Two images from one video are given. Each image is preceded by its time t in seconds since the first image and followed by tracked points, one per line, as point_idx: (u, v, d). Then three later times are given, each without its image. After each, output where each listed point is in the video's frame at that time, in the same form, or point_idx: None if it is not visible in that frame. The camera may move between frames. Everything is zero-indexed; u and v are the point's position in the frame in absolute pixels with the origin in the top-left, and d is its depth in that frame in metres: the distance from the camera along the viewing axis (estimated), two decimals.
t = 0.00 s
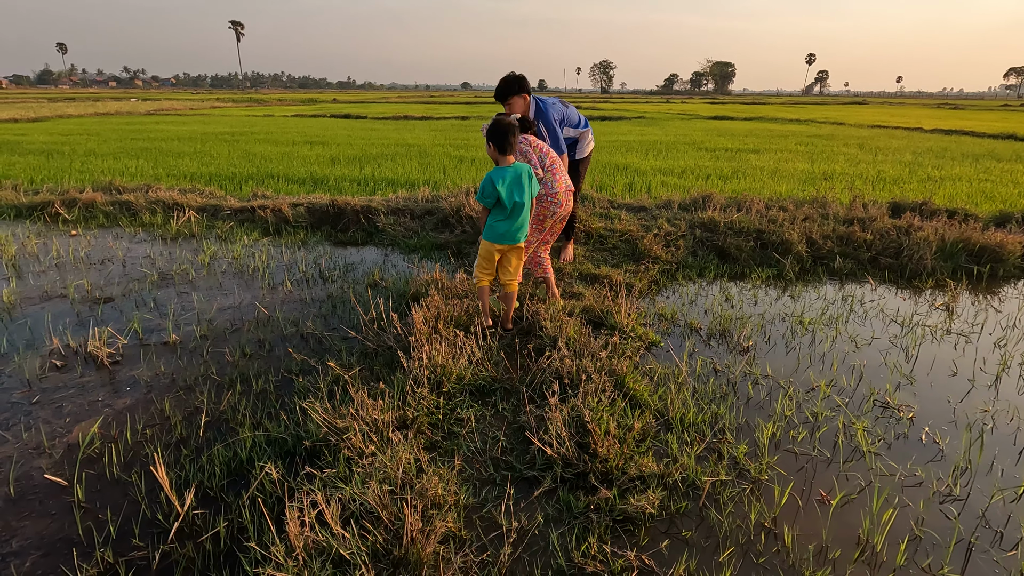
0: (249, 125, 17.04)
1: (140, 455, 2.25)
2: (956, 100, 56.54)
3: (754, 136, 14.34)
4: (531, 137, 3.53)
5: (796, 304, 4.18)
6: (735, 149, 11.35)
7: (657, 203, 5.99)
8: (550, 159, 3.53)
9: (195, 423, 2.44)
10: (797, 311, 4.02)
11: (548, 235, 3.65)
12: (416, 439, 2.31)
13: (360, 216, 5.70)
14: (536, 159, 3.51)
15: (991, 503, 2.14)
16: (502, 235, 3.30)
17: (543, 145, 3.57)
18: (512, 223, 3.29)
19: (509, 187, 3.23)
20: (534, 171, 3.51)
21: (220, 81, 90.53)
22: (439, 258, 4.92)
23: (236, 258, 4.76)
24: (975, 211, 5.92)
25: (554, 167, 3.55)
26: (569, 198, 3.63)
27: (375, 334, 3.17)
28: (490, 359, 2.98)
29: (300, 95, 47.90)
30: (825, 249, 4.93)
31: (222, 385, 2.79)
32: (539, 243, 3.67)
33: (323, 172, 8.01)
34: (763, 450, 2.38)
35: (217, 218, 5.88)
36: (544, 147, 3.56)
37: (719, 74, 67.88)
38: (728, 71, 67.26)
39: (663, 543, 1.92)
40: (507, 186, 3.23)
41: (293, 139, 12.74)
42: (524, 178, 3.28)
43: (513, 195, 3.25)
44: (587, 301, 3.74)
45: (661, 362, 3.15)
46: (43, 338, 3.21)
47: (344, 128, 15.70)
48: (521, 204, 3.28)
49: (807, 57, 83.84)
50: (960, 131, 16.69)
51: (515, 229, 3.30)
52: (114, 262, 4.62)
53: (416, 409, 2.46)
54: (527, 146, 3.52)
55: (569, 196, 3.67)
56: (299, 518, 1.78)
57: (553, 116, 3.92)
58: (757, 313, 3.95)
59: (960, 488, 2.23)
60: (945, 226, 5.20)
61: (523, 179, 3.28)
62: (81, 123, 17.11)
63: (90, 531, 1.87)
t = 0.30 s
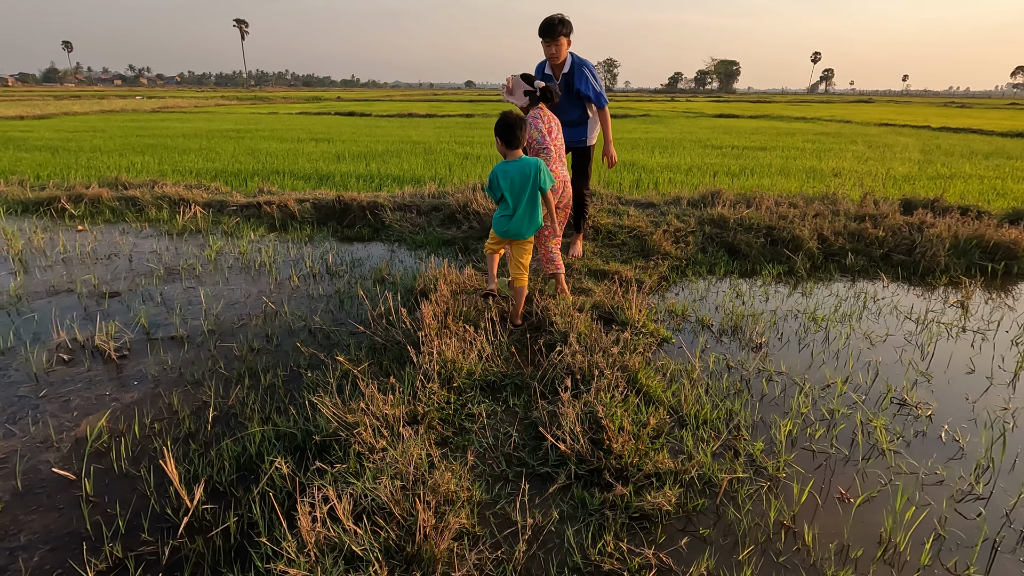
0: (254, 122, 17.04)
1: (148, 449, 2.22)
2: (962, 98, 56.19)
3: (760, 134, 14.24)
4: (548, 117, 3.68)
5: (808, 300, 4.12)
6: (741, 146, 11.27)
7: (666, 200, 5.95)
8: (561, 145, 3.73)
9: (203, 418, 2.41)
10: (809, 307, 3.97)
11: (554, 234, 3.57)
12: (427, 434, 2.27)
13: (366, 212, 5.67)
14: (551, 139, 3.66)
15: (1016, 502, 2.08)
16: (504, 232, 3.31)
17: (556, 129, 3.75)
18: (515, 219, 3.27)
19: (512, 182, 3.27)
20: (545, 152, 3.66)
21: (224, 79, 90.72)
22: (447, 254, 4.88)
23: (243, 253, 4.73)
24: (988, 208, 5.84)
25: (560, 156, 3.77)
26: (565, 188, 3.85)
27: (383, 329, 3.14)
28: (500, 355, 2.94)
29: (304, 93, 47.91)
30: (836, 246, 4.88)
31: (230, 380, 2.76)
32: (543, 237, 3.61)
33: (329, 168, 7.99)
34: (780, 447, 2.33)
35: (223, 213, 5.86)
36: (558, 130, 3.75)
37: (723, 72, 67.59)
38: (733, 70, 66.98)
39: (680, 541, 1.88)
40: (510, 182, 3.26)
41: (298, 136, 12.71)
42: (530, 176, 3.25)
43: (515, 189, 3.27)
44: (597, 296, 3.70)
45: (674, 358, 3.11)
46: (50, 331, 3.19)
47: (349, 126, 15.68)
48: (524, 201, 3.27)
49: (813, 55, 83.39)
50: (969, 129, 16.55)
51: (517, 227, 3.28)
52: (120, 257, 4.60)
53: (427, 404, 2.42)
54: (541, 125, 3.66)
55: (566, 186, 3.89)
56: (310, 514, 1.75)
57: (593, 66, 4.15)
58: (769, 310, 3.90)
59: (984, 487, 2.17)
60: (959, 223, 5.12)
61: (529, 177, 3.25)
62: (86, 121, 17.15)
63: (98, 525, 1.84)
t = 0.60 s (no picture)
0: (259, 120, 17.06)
1: (154, 447, 2.20)
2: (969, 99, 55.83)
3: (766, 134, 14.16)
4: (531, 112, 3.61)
5: (817, 301, 4.08)
6: (747, 146, 11.21)
7: (672, 198, 5.90)
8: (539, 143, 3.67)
9: (209, 416, 2.39)
10: (819, 308, 3.93)
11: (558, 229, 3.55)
12: (435, 433, 2.25)
13: (371, 209, 5.65)
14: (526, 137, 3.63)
15: None
16: (507, 230, 3.28)
17: (541, 124, 3.67)
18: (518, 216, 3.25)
19: (514, 179, 3.25)
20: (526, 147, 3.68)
21: (228, 77, 90.95)
22: (452, 251, 4.86)
23: (248, 250, 4.72)
24: (998, 209, 5.78)
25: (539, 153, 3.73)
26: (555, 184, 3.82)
27: (390, 327, 3.11)
28: (508, 354, 2.91)
29: (308, 92, 48.04)
30: (845, 246, 4.83)
31: (236, 377, 2.74)
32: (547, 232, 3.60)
33: (334, 166, 7.97)
34: (793, 449, 2.30)
35: (229, 210, 5.85)
36: (542, 125, 3.66)
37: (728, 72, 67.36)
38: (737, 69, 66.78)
39: (693, 544, 1.85)
40: (511, 179, 3.24)
41: (302, 133, 12.70)
42: (532, 173, 3.20)
43: (518, 186, 3.25)
44: (605, 296, 3.66)
45: (683, 358, 3.08)
46: (56, 328, 3.18)
47: (353, 124, 15.67)
48: (526, 199, 3.25)
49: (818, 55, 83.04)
50: (976, 129, 16.43)
51: (520, 224, 3.25)
52: (125, 254, 4.59)
53: (434, 403, 2.40)
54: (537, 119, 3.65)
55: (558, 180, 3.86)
56: (318, 513, 1.73)
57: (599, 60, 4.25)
58: (778, 310, 3.86)
59: (1001, 491, 2.13)
60: (970, 223, 5.07)
61: (530, 174, 3.20)
62: (92, 117, 17.20)
63: (104, 523, 1.82)
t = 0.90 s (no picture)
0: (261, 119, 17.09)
1: (150, 444, 2.20)
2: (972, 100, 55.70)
3: (769, 134, 14.12)
4: (520, 109, 3.62)
5: (818, 301, 4.06)
6: (749, 146, 11.17)
7: (673, 198, 5.89)
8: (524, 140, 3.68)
9: (206, 413, 2.39)
10: (819, 309, 3.91)
11: (556, 222, 3.56)
12: (431, 432, 2.24)
13: (371, 208, 5.65)
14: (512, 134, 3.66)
15: None
16: (502, 226, 3.33)
17: (530, 121, 3.66)
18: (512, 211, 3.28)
19: (506, 176, 3.26)
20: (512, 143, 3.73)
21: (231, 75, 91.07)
22: (452, 250, 4.85)
23: (248, 248, 4.72)
24: (1000, 210, 5.75)
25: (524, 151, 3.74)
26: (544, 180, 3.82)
27: (388, 326, 3.11)
28: (506, 353, 2.90)
29: (310, 91, 48.08)
30: (846, 247, 4.82)
31: (233, 375, 2.74)
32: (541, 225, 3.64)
33: (335, 164, 7.98)
34: (791, 450, 2.29)
35: (229, 208, 5.85)
36: (531, 122, 3.65)
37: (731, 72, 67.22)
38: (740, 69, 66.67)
39: (689, 545, 1.84)
40: (503, 176, 3.25)
41: (304, 132, 12.70)
42: (525, 168, 3.21)
43: (511, 182, 3.26)
44: (604, 295, 3.66)
45: (681, 358, 3.07)
46: (54, 325, 3.19)
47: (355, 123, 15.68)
48: (519, 195, 3.27)
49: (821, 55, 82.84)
50: (980, 130, 16.36)
51: (515, 219, 3.28)
52: (125, 251, 4.60)
53: (431, 403, 2.39)
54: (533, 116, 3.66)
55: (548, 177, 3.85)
56: (313, 512, 1.73)
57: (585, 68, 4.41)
58: (778, 310, 3.85)
59: (1000, 494, 2.11)
60: (971, 224, 5.04)
61: (523, 170, 3.21)
62: (95, 115, 17.24)
63: (99, 521, 1.82)
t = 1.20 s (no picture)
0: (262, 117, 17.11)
1: (152, 442, 2.22)
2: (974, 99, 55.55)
3: (770, 133, 14.10)
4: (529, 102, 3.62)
5: (817, 301, 4.07)
6: (751, 145, 11.16)
7: (674, 198, 5.89)
8: (532, 134, 3.67)
9: (207, 412, 2.40)
10: (819, 309, 3.91)
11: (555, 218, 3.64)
12: (430, 431, 2.26)
13: (372, 207, 5.66)
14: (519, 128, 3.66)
15: None
16: (498, 226, 3.34)
17: (539, 116, 3.66)
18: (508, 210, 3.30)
19: (502, 174, 3.28)
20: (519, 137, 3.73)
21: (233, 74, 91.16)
22: (453, 249, 4.86)
23: (249, 247, 4.74)
24: (1002, 210, 5.74)
25: (531, 145, 3.73)
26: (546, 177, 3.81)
27: (388, 325, 3.12)
28: (506, 352, 2.91)
29: (312, 89, 48.12)
30: (847, 246, 4.82)
31: (234, 373, 2.75)
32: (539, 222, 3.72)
33: (336, 163, 7.99)
34: (789, 450, 2.30)
35: (230, 207, 5.87)
36: (539, 116, 3.64)
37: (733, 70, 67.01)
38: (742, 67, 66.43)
39: (687, 544, 1.85)
40: (499, 175, 3.27)
41: (305, 131, 12.72)
42: (520, 167, 3.23)
43: (506, 181, 3.27)
44: (604, 295, 3.66)
45: (680, 357, 3.08)
46: (57, 323, 3.20)
47: (357, 121, 15.69)
48: (515, 194, 3.29)
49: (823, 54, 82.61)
50: (983, 130, 16.32)
51: (510, 218, 3.29)
52: (127, 250, 4.62)
53: (431, 402, 2.41)
54: (542, 110, 3.66)
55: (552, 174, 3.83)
56: (313, 510, 1.74)
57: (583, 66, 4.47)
58: (778, 310, 3.86)
59: (997, 493, 2.12)
60: (972, 224, 5.03)
61: (518, 169, 3.23)
62: (97, 114, 17.29)
63: (101, 518, 1.83)
